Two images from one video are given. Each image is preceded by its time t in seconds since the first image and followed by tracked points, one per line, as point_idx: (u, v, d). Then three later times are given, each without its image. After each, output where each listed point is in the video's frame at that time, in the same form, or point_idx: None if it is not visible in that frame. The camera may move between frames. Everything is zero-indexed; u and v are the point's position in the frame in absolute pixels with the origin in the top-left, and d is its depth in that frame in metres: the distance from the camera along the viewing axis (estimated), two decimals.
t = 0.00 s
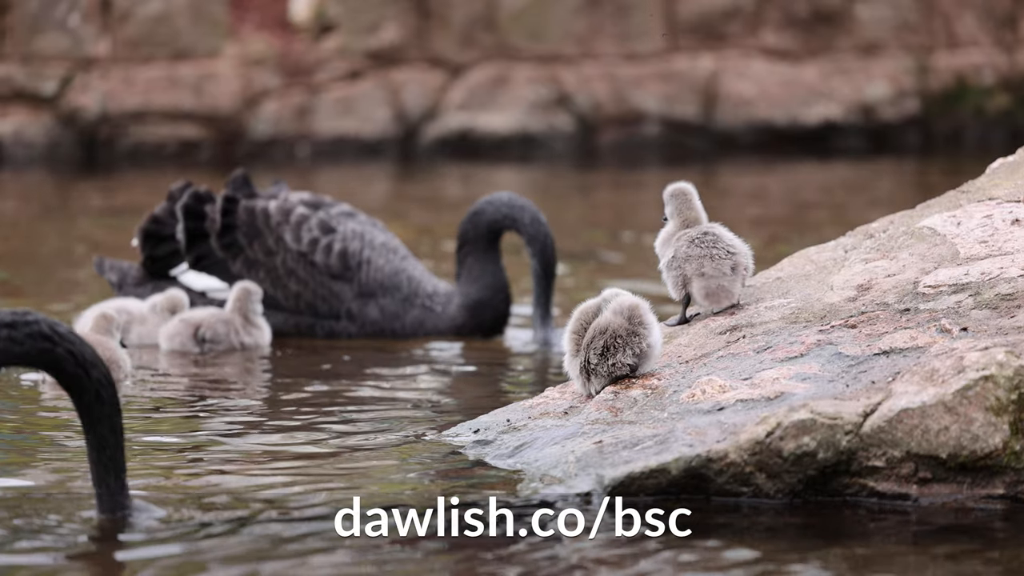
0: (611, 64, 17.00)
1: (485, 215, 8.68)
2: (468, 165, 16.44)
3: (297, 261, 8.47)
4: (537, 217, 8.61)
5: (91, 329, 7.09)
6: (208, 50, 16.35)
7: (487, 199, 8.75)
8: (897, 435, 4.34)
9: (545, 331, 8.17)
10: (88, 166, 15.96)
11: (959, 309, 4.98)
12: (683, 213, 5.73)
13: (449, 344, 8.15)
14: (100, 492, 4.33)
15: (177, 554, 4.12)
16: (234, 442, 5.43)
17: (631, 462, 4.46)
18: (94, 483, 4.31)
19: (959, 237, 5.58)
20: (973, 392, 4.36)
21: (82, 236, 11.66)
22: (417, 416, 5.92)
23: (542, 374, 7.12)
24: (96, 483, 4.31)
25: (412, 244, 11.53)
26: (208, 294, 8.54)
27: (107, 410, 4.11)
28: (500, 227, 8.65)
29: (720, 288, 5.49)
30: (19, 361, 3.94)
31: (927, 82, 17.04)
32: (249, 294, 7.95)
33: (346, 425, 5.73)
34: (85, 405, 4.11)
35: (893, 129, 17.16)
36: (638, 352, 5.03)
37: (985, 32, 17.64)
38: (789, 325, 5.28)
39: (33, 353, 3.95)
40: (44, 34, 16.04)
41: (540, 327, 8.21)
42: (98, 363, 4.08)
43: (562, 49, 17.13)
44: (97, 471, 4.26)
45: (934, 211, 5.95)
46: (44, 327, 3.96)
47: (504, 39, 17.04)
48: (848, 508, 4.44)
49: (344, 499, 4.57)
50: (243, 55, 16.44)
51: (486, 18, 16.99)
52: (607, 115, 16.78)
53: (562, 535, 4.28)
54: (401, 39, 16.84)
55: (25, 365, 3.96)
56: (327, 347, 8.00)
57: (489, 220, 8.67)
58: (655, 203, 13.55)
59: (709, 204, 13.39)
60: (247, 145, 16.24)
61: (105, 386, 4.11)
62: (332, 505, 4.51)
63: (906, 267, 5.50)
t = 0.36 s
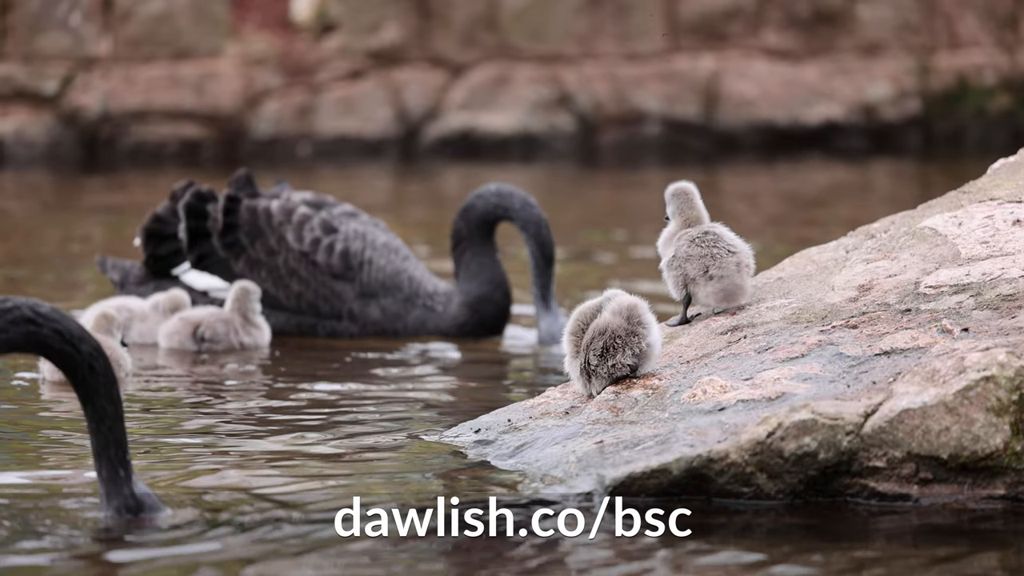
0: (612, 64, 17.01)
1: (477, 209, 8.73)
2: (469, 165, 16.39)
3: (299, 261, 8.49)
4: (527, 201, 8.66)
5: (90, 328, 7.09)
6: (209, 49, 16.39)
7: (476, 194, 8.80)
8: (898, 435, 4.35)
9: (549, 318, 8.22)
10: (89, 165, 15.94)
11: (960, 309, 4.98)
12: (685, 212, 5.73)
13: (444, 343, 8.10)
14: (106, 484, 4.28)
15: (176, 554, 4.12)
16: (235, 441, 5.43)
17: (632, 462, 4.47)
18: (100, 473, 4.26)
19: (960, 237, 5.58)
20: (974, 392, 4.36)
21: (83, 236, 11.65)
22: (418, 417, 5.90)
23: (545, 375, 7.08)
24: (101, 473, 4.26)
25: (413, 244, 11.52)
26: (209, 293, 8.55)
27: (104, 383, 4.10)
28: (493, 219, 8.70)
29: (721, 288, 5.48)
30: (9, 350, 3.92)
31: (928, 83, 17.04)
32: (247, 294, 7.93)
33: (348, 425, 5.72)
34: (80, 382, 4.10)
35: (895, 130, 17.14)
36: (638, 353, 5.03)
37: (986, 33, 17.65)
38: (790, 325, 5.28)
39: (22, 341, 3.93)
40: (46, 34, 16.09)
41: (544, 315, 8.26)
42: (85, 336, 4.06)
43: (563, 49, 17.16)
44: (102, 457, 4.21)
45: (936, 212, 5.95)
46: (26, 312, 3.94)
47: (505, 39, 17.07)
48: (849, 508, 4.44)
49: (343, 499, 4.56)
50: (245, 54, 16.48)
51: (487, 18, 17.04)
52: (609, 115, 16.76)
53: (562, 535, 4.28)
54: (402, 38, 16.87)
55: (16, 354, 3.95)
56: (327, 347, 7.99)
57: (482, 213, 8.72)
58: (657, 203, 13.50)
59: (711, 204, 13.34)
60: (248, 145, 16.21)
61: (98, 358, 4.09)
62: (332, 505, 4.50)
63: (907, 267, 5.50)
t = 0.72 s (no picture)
0: (613, 65, 17.01)
1: (469, 207, 8.75)
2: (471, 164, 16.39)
3: (300, 261, 8.50)
4: (518, 189, 8.70)
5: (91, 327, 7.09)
6: (211, 49, 16.37)
7: (466, 192, 8.83)
8: (899, 436, 4.35)
9: (552, 300, 8.18)
10: (91, 165, 15.95)
11: (961, 309, 4.98)
12: (686, 212, 5.73)
13: (443, 344, 8.09)
14: (106, 469, 4.29)
15: (175, 555, 4.12)
16: (237, 441, 5.43)
17: (633, 462, 4.47)
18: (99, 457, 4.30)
19: (961, 237, 5.58)
20: (975, 393, 4.36)
21: (85, 236, 11.65)
22: (420, 417, 5.90)
23: (548, 375, 7.09)
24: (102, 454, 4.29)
25: (416, 244, 11.53)
26: (211, 292, 8.55)
27: (95, 353, 4.27)
28: (487, 213, 8.72)
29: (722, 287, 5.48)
30: None
31: (930, 83, 17.04)
32: (247, 294, 7.92)
33: (350, 425, 5.73)
34: (72, 357, 4.28)
35: (897, 131, 17.15)
36: (638, 352, 5.03)
37: (988, 33, 17.63)
38: (791, 325, 5.28)
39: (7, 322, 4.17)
40: (48, 34, 16.05)
41: (547, 297, 8.22)
42: (71, 313, 4.27)
43: (564, 49, 17.15)
44: (101, 433, 4.29)
45: (938, 212, 5.95)
46: (8, 294, 4.18)
47: (506, 39, 17.06)
48: (850, 509, 4.44)
49: (343, 499, 4.57)
50: (246, 54, 16.46)
51: (488, 18, 17.02)
52: (610, 115, 16.77)
53: (562, 535, 4.29)
54: (404, 38, 16.85)
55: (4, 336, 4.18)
56: (327, 347, 7.98)
57: (476, 208, 8.74)
58: (659, 203, 13.51)
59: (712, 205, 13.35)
60: (249, 145, 16.22)
61: (86, 332, 4.28)
62: (332, 505, 4.51)
63: (908, 267, 5.50)
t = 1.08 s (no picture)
0: (614, 65, 16.98)
1: (466, 206, 8.75)
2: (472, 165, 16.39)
3: (302, 260, 8.50)
4: (509, 181, 8.78)
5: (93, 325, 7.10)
6: (212, 49, 16.30)
7: (460, 192, 8.83)
8: (899, 436, 4.35)
9: (556, 286, 8.18)
10: (92, 165, 15.96)
11: (962, 310, 4.98)
12: (687, 211, 5.73)
13: (443, 344, 8.09)
14: (104, 444, 4.39)
15: (176, 556, 4.13)
16: (238, 441, 5.44)
17: (634, 462, 4.47)
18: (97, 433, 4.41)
19: (963, 238, 5.58)
20: (976, 393, 4.36)
21: (85, 235, 11.65)
22: (420, 416, 5.92)
23: (547, 374, 7.12)
24: (98, 429, 4.40)
25: (416, 243, 11.54)
26: (212, 291, 8.56)
27: (85, 328, 4.53)
28: (483, 210, 8.74)
29: (723, 288, 5.48)
30: None
31: (931, 84, 17.04)
32: (247, 294, 7.92)
33: (350, 424, 5.74)
34: (64, 336, 4.52)
35: (897, 131, 17.17)
36: (638, 351, 5.04)
37: (989, 34, 17.59)
38: (792, 326, 5.28)
39: None
40: (48, 33, 15.99)
41: (547, 280, 8.25)
42: (56, 293, 4.51)
43: (566, 49, 17.10)
44: (98, 407, 4.42)
45: (939, 212, 5.95)
46: None
47: (508, 40, 17.00)
48: (850, 509, 4.44)
49: (344, 498, 4.57)
50: (247, 54, 16.39)
51: (489, 18, 16.94)
52: (611, 116, 16.79)
53: (562, 535, 4.29)
54: (405, 38, 16.79)
55: None
56: (328, 347, 7.99)
57: (470, 207, 8.76)
58: (658, 203, 13.56)
59: (711, 205, 13.39)
60: (251, 144, 16.24)
61: (73, 308, 4.52)
62: (333, 504, 4.51)
63: (909, 268, 5.50)
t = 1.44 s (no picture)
0: (616, 64, 16.97)
1: (462, 207, 8.78)
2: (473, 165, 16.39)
3: (303, 260, 8.50)
4: (501, 173, 8.82)
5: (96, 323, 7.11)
6: (213, 48, 16.30)
7: (454, 194, 8.86)
8: (900, 436, 4.35)
9: (559, 270, 8.22)
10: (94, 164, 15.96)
11: (963, 310, 4.98)
12: (689, 210, 5.73)
13: (444, 344, 8.09)
14: (100, 422, 4.46)
15: (177, 556, 4.13)
16: (240, 439, 5.45)
17: (635, 462, 4.47)
18: (93, 412, 4.48)
19: (964, 238, 5.58)
20: (977, 394, 4.36)
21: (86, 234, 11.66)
22: (420, 416, 5.93)
23: (548, 374, 7.12)
24: (95, 408, 4.47)
25: (418, 243, 11.54)
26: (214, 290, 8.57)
27: (71, 307, 4.62)
28: (479, 209, 8.77)
29: (724, 289, 5.48)
30: None
31: (932, 84, 17.04)
32: (247, 294, 7.99)
33: (350, 423, 5.74)
34: (54, 317, 4.62)
35: (898, 131, 17.18)
36: (638, 351, 5.04)
37: (991, 34, 17.57)
38: (793, 326, 5.28)
39: None
40: (50, 32, 16.00)
41: (547, 263, 8.31)
42: (41, 276, 4.62)
43: (567, 50, 17.08)
44: (93, 386, 4.49)
45: (940, 213, 5.96)
46: None
47: (509, 40, 16.99)
48: (850, 509, 4.44)
49: (344, 498, 4.58)
50: (249, 53, 16.38)
51: (491, 18, 16.93)
52: (612, 116, 16.79)
53: (562, 535, 4.30)
54: (406, 38, 16.78)
55: None
56: (329, 347, 7.99)
57: (467, 206, 8.79)
58: (658, 203, 13.57)
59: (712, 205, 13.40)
60: (252, 144, 16.24)
61: (60, 289, 4.62)
62: (334, 504, 4.51)
63: (911, 268, 5.50)
